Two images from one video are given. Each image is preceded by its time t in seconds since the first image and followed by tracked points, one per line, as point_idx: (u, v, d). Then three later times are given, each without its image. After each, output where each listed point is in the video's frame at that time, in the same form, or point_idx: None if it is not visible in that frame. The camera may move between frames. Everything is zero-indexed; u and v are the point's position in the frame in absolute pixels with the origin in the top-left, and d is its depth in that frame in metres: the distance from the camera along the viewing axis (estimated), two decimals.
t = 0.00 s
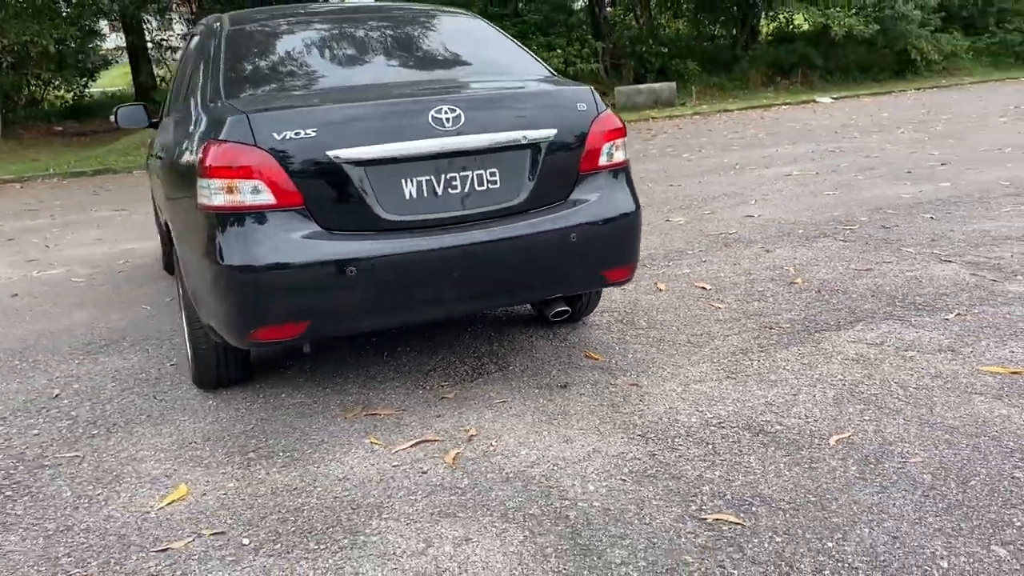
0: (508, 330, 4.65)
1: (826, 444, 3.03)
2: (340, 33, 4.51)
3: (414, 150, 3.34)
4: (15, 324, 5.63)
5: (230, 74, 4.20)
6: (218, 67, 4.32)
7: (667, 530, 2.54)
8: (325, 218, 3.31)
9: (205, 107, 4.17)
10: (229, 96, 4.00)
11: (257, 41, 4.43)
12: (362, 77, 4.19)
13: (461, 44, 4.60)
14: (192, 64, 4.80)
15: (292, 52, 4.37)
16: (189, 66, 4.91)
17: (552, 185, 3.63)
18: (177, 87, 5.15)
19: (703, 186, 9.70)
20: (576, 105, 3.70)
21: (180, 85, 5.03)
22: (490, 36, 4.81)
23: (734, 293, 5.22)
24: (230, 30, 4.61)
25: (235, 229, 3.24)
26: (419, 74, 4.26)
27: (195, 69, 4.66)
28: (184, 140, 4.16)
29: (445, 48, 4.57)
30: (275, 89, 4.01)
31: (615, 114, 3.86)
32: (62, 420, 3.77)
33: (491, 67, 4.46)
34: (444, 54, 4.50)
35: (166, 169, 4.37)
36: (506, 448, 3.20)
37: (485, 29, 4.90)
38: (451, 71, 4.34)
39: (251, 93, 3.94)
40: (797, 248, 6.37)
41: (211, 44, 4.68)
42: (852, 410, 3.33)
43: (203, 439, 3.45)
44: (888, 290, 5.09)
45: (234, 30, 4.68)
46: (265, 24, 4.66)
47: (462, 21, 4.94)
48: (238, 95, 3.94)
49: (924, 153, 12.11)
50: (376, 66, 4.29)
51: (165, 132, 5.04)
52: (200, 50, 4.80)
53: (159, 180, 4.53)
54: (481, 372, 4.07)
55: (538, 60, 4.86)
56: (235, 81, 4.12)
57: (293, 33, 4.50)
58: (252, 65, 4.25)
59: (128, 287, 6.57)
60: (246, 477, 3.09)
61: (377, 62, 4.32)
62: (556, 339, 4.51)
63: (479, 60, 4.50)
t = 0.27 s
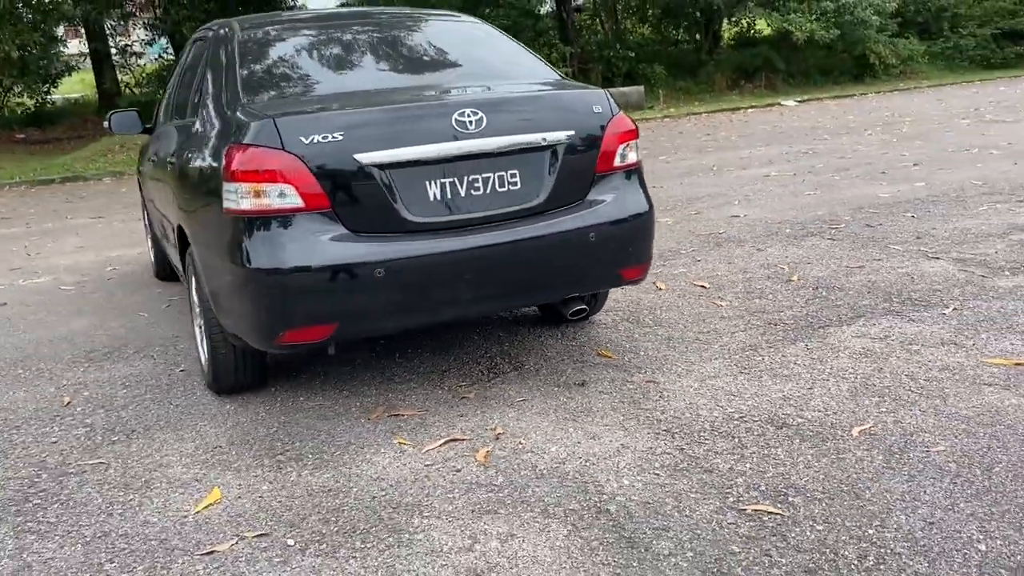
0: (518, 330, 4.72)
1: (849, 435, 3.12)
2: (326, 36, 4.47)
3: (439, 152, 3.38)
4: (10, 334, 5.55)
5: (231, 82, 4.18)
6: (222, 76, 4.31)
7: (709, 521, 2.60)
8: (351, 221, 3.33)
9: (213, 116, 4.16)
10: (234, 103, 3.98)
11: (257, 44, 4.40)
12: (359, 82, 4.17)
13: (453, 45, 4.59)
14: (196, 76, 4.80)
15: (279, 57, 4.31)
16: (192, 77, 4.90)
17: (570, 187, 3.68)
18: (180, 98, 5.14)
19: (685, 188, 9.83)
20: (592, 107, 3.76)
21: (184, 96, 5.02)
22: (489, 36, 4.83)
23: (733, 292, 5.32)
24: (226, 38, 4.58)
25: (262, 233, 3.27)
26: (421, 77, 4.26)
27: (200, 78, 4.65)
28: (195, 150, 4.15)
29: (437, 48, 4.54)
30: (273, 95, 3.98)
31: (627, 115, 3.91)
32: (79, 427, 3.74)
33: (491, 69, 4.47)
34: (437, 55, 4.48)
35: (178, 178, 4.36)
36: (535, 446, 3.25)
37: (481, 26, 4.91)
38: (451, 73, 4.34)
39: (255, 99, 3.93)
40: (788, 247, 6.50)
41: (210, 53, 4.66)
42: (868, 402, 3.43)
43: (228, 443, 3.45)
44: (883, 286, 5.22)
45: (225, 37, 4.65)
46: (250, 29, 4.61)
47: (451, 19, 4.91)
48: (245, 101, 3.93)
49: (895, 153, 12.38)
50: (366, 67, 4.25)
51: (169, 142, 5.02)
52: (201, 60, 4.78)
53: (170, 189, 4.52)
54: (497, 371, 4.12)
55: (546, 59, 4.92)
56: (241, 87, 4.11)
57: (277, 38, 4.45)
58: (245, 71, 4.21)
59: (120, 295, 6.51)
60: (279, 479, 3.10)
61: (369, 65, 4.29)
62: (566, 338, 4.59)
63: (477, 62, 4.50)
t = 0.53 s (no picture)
0: (529, 325, 4.76)
1: (873, 422, 3.19)
2: (316, 36, 4.44)
3: (466, 149, 3.41)
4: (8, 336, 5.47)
5: (243, 82, 4.18)
6: (234, 76, 4.32)
7: (751, 506, 2.65)
8: (381, 217, 3.34)
9: (227, 116, 4.16)
10: (250, 101, 3.99)
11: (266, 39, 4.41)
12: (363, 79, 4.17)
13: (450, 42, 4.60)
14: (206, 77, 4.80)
15: (270, 57, 4.28)
16: (202, 79, 4.90)
17: (591, 183, 3.72)
18: (188, 99, 5.13)
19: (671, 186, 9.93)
20: (612, 104, 3.81)
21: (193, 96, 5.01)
22: (494, 35, 4.89)
23: (736, 286, 5.40)
24: (233, 39, 4.59)
25: (291, 231, 3.28)
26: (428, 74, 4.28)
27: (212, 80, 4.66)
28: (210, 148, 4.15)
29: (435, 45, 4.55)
30: (280, 94, 3.97)
31: (643, 113, 3.95)
32: (100, 427, 3.72)
33: (499, 68, 4.52)
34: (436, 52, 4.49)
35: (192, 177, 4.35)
36: (566, 437, 3.29)
37: (481, 24, 4.95)
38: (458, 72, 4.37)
39: (270, 97, 3.93)
40: (782, 243, 6.61)
41: (219, 56, 4.68)
42: (886, 390, 3.51)
43: (256, 441, 3.46)
44: (882, 279, 5.33)
45: (230, 38, 4.65)
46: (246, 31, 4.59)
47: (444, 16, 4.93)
48: (261, 99, 3.93)
49: (873, 151, 12.60)
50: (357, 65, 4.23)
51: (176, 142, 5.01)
52: (211, 62, 4.79)
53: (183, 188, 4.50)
54: (515, 366, 4.16)
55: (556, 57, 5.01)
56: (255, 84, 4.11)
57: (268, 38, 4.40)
58: (252, 70, 4.21)
59: (116, 295, 6.44)
60: (315, 475, 3.11)
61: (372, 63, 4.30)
62: (578, 333, 4.64)
63: (480, 60, 4.54)
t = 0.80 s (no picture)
0: (541, 324, 4.74)
1: (903, 415, 3.22)
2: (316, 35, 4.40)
3: (492, 147, 3.39)
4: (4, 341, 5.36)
5: (255, 82, 4.15)
6: (245, 76, 4.28)
7: (794, 499, 2.65)
8: (408, 215, 3.31)
9: (241, 115, 4.12)
10: (266, 99, 3.95)
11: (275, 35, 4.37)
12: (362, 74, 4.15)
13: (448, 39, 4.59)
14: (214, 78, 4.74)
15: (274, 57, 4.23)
16: (208, 79, 4.85)
17: (612, 181, 3.71)
18: (192, 100, 5.07)
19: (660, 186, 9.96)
20: (631, 101, 3.82)
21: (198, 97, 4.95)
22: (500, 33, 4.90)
23: (742, 283, 5.43)
24: (240, 39, 4.55)
25: (317, 231, 3.25)
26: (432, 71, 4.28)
27: (222, 81, 4.61)
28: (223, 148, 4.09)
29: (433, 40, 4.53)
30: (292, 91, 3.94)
31: (660, 110, 3.95)
32: (117, 432, 3.65)
33: (511, 68, 4.52)
34: (434, 48, 4.48)
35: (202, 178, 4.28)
36: (597, 434, 3.28)
37: (476, 22, 4.93)
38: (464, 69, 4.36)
39: (285, 93, 3.90)
40: (781, 241, 6.65)
41: (226, 56, 4.64)
42: (910, 383, 3.54)
43: (281, 443, 3.41)
44: (886, 275, 5.38)
45: (236, 39, 4.61)
46: (248, 31, 4.54)
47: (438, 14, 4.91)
48: (278, 96, 3.90)
49: (854, 150, 12.74)
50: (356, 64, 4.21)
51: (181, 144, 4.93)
52: (218, 64, 4.75)
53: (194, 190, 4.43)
54: (534, 364, 4.14)
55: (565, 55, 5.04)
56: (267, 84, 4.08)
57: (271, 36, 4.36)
58: (264, 69, 4.17)
59: (111, 300, 6.33)
60: (348, 476, 3.08)
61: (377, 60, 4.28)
62: (591, 331, 4.63)
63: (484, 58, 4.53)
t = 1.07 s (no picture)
0: (560, 323, 4.71)
1: (942, 411, 3.23)
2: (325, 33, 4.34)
3: (526, 146, 3.37)
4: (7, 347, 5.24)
5: (275, 83, 4.10)
6: (264, 77, 4.23)
7: (849, 497, 2.65)
8: (443, 215, 3.28)
9: (262, 117, 4.08)
10: (289, 101, 3.91)
11: (293, 34, 4.32)
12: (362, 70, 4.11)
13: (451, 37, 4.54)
14: (229, 79, 4.69)
15: (288, 56, 4.18)
16: (222, 81, 4.80)
17: (641, 179, 3.70)
18: (205, 102, 5.01)
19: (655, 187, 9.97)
20: (660, 99, 3.81)
21: (211, 98, 4.89)
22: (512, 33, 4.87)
23: (754, 282, 5.44)
24: (257, 40, 4.50)
25: (352, 231, 3.20)
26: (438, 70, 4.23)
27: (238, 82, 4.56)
28: (243, 150, 4.04)
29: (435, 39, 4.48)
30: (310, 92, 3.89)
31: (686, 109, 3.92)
32: (142, 438, 3.58)
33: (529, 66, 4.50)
34: (438, 47, 4.43)
35: (220, 179, 4.22)
36: (637, 433, 3.26)
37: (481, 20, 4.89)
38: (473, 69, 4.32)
39: (309, 96, 3.86)
40: (785, 240, 6.68)
41: (242, 57, 4.58)
42: (943, 380, 3.55)
43: (315, 447, 3.36)
44: (897, 274, 5.42)
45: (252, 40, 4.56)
46: (264, 32, 4.49)
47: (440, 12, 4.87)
48: (302, 98, 3.86)
49: (842, 150, 12.85)
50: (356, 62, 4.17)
51: (192, 145, 4.86)
52: (233, 65, 4.69)
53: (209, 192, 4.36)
54: (559, 364, 4.11)
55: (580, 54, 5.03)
56: (288, 84, 4.03)
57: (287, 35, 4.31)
58: (283, 69, 4.12)
59: (111, 304, 6.23)
60: (389, 479, 3.03)
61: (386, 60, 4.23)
62: (611, 330, 4.61)
63: (492, 57, 4.50)
